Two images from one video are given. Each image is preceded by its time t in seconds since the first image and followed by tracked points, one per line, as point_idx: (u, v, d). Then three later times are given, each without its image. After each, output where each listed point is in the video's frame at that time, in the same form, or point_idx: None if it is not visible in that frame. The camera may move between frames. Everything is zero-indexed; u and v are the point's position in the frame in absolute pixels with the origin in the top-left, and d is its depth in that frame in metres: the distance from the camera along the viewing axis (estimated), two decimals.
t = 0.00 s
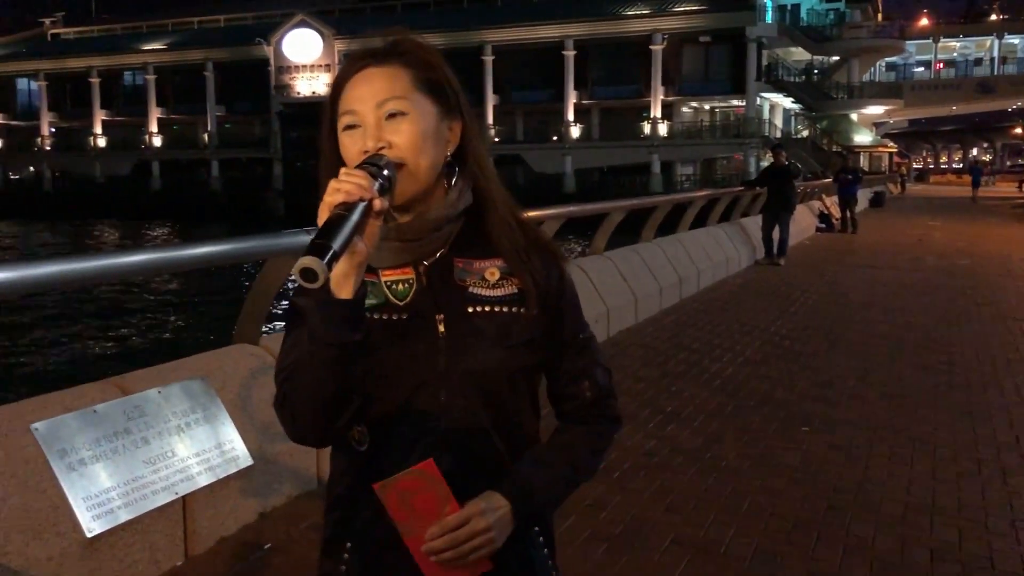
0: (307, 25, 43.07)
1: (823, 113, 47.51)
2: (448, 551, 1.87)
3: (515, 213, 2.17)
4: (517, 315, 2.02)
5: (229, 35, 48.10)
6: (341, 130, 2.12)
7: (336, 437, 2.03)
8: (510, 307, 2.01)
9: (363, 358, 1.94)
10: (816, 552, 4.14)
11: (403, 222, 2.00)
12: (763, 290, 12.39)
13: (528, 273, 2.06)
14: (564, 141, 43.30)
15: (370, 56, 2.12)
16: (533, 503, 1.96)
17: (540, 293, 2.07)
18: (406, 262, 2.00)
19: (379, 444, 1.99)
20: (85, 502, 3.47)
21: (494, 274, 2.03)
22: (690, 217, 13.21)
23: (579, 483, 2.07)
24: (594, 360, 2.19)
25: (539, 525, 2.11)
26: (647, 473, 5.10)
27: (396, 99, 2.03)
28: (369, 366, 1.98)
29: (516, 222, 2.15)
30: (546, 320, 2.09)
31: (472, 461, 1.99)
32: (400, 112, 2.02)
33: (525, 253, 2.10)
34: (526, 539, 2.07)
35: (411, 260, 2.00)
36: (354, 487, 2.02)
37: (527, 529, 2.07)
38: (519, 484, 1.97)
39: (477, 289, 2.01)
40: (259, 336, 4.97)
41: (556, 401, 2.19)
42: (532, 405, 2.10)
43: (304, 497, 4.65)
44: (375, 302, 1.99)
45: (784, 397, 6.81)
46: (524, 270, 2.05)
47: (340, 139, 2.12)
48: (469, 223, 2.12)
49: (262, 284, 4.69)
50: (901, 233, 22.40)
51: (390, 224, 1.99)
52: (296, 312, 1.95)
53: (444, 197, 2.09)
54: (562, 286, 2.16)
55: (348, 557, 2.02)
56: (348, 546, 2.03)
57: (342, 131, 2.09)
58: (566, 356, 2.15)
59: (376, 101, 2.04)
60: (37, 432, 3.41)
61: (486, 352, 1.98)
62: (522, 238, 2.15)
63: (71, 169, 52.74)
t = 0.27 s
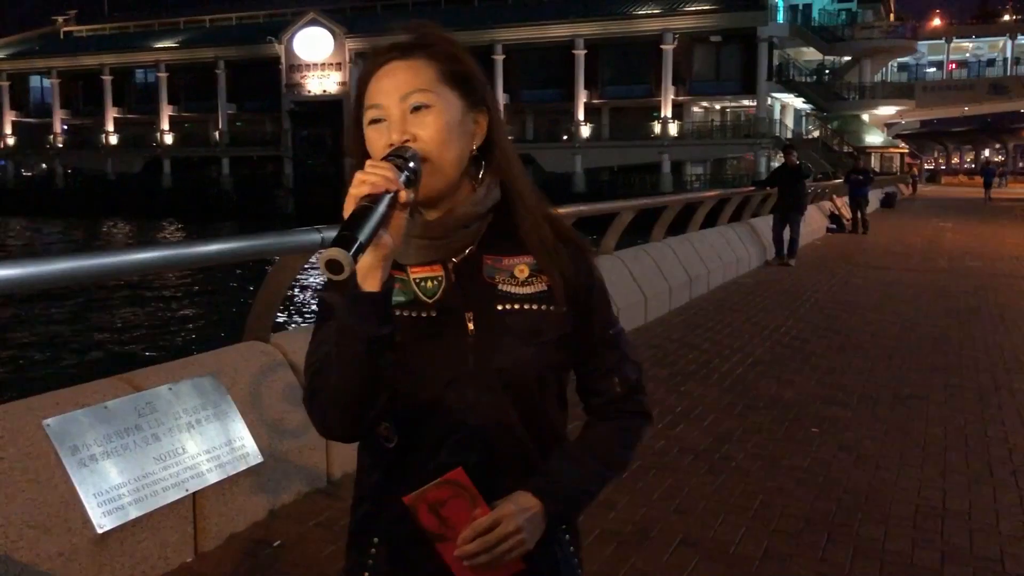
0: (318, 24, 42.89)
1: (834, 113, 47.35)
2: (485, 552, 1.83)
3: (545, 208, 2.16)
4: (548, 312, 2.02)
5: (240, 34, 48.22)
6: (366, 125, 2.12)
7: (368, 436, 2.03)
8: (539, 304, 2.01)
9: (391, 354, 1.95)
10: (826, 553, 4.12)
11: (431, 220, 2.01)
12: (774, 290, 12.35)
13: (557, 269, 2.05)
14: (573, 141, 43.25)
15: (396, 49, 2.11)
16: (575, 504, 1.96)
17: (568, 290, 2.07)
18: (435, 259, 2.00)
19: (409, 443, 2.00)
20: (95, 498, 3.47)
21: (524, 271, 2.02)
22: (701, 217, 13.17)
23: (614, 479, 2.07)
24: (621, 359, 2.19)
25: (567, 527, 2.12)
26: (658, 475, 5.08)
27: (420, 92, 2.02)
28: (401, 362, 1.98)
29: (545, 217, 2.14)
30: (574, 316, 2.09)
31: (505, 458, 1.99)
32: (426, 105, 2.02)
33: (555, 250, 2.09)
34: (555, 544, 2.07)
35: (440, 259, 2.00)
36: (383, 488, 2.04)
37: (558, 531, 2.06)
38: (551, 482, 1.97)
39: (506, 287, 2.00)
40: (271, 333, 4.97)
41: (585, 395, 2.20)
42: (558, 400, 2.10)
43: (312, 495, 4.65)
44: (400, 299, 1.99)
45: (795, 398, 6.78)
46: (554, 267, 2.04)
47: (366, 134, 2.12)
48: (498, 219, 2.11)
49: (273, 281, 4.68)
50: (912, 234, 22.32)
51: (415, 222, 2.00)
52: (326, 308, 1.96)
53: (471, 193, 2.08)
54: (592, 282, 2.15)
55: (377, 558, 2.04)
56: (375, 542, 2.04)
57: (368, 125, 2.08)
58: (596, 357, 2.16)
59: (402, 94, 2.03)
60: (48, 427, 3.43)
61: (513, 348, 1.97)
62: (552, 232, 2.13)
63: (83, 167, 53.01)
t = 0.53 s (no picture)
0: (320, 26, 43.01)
1: (835, 117, 47.37)
2: (522, 555, 1.88)
3: (582, 207, 2.15)
4: (584, 313, 2.01)
5: (242, 35, 48.27)
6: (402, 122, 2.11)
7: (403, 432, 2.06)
8: (575, 304, 2.00)
9: (424, 352, 1.96)
10: (826, 556, 4.12)
11: (467, 219, 2.01)
12: (776, 293, 12.36)
13: (595, 269, 2.04)
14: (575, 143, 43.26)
15: (431, 46, 2.12)
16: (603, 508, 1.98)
17: (605, 291, 2.06)
18: (472, 259, 2.00)
19: (445, 440, 2.04)
20: (93, 499, 3.47)
21: (561, 271, 2.01)
22: (702, 219, 13.19)
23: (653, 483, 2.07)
24: (667, 359, 2.18)
25: (605, 532, 2.09)
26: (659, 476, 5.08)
27: (457, 90, 2.02)
28: (438, 360, 1.99)
29: (582, 214, 2.14)
30: (612, 317, 2.08)
31: (539, 457, 2.01)
32: (463, 102, 2.02)
33: (593, 250, 2.08)
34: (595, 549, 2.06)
35: (477, 257, 2.00)
36: (416, 492, 2.04)
37: (595, 534, 2.04)
38: (590, 488, 1.98)
39: (544, 286, 2.00)
40: (272, 333, 4.96)
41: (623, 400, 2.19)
42: (600, 404, 2.09)
43: (312, 496, 4.64)
44: (435, 299, 1.99)
45: (797, 400, 6.77)
46: (591, 267, 2.03)
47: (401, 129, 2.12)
48: (535, 216, 2.10)
49: (274, 281, 4.68)
50: (912, 237, 22.35)
51: (452, 220, 2.00)
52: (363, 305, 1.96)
53: (508, 190, 2.08)
54: (632, 280, 2.14)
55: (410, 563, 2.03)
56: (409, 541, 2.03)
57: (404, 122, 2.09)
58: (633, 357, 2.14)
59: (438, 91, 2.03)
60: (47, 428, 3.44)
61: (549, 347, 1.96)
62: (589, 231, 2.13)
63: (85, 167, 53.10)
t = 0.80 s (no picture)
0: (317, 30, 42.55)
1: (831, 123, 47.50)
2: (548, 557, 1.88)
3: (613, 209, 2.16)
4: (614, 315, 2.00)
5: (239, 40, 48.30)
6: (437, 125, 2.18)
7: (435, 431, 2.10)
8: (605, 306, 2.00)
9: (450, 353, 1.98)
10: (818, 560, 4.13)
11: (498, 223, 2.04)
12: (770, 298, 12.39)
13: (628, 272, 2.04)
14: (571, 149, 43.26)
15: (465, 52, 2.18)
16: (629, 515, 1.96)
17: (637, 292, 2.05)
18: (503, 260, 2.02)
19: (472, 442, 2.05)
20: (86, 501, 3.47)
21: (592, 273, 2.01)
22: (697, 224, 13.23)
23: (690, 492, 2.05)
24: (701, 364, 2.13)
25: (636, 540, 2.08)
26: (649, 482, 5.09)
27: (489, 94, 2.07)
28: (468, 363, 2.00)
29: (612, 216, 2.15)
30: (645, 317, 2.07)
31: (564, 460, 1.98)
32: (494, 106, 2.06)
33: (625, 251, 2.09)
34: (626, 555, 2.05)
35: (508, 258, 2.02)
36: (440, 494, 2.08)
37: (625, 543, 2.03)
38: (621, 497, 1.96)
39: (574, 289, 2.00)
40: (264, 338, 4.98)
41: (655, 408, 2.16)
42: (633, 411, 2.08)
43: (305, 501, 4.65)
44: (465, 299, 1.99)
45: (790, 405, 6.80)
46: (622, 270, 2.03)
47: (437, 133, 2.19)
48: (566, 219, 2.12)
49: (267, 284, 4.70)
50: (906, 243, 22.41)
51: (481, 223, 2.04)
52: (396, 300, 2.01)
53: (537, 192, 2.10)
54: (664, 281, 2.12)
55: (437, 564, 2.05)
56: (438, 541, 2.05)
57: (438, 125, 2.15)
58: (665, 360, 2.09)
59: (472, 95, 2.08)
60: (38, 431, 3.44)
61: (575, 350, 1.96)
62: (620, 232, 2.13)
63: (82, 172, 53.11)
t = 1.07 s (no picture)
0: (315, 38, 43.54)
1: (826, 130, 47.63)
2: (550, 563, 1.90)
3: (625, 221, 2.16)
4: (624, 326, 1.99)
5: (236, 47, 48.37)
6: (456, 135, 2.18)
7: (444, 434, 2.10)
8: (615, 317, 1.99)
9: (460, 359, 1.97)
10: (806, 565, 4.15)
11: (511, 233, 2.04)
12: (763, 305, 12.41)
13: (639, 283, 2.04)
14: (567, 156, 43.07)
15: (488, 64, 2.17)
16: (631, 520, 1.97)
17: (647, 304, 2.05)
18: (514, 268, 2.03)
19: (478, 448, 2.04)
20: (74, 507, 3.50)
21: (602, 285, 2.01)
22: (690, 230, 13.25)
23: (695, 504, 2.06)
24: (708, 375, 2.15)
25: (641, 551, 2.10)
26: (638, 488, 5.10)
27: (508, 107, 2.06)
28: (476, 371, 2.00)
29: (625, 227, 2.15)
30: (654, 327, 2.07)
31: (568, 468, 1.99)
32: (512, 119, 2.05)
33: (635, 263, 2.09)
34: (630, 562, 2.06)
35: (519, 267, 2.03)
36: (443, 502, 2.08)
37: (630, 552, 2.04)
38: (624, 507, 1.96)
39: (584, 299, 1.99)
40: (254, 344, 4.99)
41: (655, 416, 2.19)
42: (638, 420, 2.08)
43: (295, 507, 4.66)
44: (477, 305, 1.99)
45: (781, 411, 6.83)
46: (632, 281, 2.03)
47: (456, 143, 2.18)
48: (577, 230, 2.12)
49: (258, 290, 4.73)
50: (901, 250, 22.47)
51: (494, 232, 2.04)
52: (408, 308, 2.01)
53: (552, 204, 2.10)
54: (675, 296, 2.10)
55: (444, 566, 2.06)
56: (443, 545, 2.06)
57: (458, 135, 2.15)
58: (671, 371, 2.11)
59: (491, 105, 2.07)
60: (27, 437, 3.46)
61: (584, 362, 1.96)
62: (631, 244, 2.13)
63: (79, 179, 53.16)
